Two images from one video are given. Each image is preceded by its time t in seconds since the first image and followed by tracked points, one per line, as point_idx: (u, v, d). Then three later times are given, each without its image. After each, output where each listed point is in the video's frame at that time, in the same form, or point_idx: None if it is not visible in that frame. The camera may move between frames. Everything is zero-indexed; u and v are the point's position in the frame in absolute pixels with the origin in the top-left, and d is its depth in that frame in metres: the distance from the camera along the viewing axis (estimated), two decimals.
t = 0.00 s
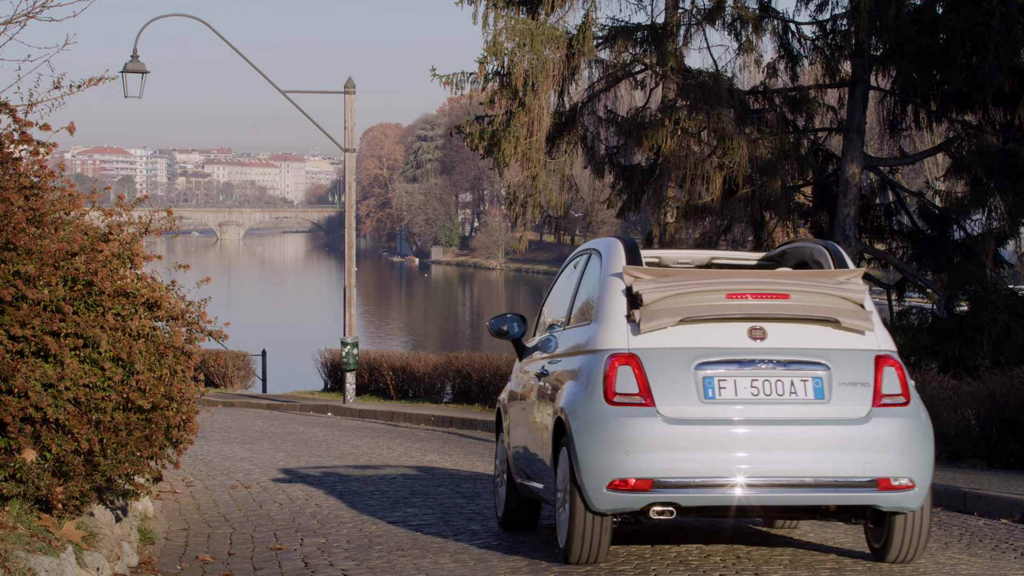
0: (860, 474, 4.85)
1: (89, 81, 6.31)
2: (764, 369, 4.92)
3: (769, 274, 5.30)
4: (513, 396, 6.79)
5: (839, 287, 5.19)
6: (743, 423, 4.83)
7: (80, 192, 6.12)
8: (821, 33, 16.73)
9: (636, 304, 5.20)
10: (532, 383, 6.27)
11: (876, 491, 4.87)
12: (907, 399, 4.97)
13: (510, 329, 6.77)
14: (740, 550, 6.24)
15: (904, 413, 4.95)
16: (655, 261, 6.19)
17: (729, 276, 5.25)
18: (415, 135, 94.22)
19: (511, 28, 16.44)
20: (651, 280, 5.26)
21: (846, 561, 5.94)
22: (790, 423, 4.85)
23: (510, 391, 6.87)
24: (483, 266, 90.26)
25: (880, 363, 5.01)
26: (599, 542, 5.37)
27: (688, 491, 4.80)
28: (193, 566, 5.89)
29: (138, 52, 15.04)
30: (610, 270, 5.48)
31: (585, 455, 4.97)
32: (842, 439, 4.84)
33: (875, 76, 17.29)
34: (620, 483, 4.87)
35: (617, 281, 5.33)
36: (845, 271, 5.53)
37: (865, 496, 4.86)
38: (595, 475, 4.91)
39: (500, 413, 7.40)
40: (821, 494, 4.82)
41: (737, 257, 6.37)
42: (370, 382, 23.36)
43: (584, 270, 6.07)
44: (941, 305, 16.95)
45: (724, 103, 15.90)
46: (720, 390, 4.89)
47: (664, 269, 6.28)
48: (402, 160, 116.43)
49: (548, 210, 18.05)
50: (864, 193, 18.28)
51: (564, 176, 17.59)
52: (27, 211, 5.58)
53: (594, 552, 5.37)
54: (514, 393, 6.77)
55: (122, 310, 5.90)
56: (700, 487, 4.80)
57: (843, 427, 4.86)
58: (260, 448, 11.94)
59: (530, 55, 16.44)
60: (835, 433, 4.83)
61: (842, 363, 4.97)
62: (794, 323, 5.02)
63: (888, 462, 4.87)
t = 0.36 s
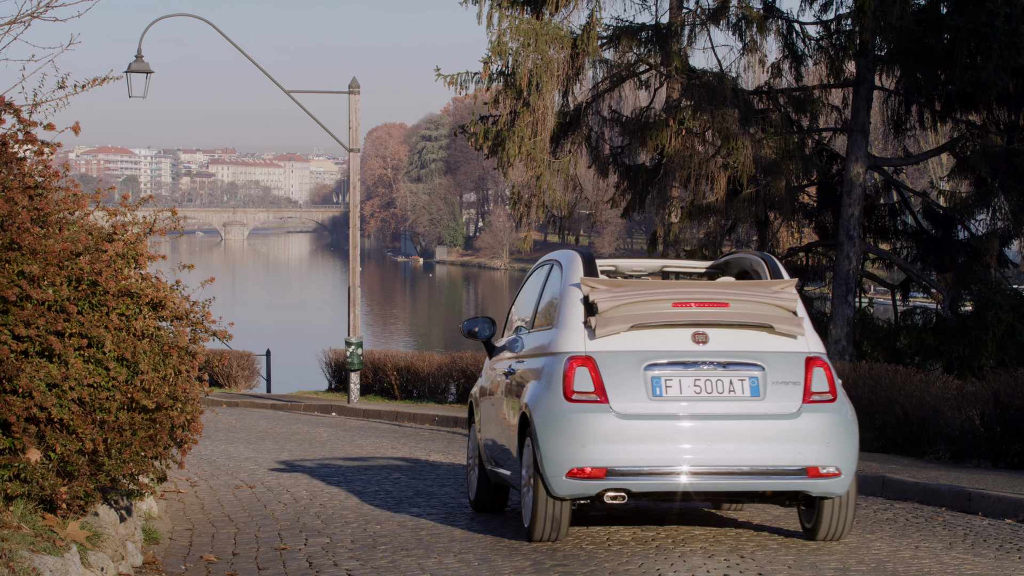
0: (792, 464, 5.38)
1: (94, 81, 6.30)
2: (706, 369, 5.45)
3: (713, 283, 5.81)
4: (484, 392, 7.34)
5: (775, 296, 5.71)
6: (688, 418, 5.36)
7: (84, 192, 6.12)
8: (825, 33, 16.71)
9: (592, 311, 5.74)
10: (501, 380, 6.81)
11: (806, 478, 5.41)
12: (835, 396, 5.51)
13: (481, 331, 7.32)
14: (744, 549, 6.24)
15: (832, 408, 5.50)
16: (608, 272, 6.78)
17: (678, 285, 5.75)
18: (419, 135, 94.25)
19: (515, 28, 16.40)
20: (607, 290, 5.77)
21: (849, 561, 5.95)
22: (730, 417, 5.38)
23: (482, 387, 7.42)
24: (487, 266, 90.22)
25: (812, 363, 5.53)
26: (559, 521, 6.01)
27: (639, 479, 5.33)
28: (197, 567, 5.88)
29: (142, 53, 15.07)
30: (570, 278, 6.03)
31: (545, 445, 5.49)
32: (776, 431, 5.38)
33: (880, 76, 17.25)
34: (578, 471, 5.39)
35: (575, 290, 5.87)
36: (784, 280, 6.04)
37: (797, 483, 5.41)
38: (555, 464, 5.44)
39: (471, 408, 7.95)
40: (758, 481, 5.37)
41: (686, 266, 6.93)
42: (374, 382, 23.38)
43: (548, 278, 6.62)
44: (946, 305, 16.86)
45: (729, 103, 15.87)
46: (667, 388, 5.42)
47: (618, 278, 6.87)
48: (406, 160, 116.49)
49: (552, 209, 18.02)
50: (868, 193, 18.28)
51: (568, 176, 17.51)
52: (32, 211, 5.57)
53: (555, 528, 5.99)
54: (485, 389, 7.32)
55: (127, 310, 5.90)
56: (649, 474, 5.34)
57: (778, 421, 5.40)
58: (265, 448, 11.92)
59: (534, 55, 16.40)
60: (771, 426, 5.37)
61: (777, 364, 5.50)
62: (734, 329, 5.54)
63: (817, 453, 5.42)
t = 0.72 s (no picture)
0: (734, 451, 6.02)
1: (98, 80, 6.14)
2: (657, 367, 6.07)
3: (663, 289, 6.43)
4: (456, 387, 7.96)
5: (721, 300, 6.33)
6: (640, 410, 5.99)
7: (89, 192, 6.11)
8: (831, 33, 16.64)
9: (555, 313, 6.33)
10: (472, 376, 7.42)
11: (746, 464, 6.06)
12: (773, 391, 6.14)
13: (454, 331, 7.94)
14: (749, 550, 6.21)
15: (770, 402, 6.13)
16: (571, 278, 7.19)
17: (632, 291, 6.36)
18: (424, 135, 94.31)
19: (520, 28, 16.41)
20: (568, 294, 6.36)
21: (854, 561, 5.92)
22: (678, 410, 6.02)
23: (455, 382, 8.04)
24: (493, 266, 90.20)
25: (752, 361, 6.16)
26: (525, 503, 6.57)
27: (597, 464, 5.95)
28: (203, 567, 5.88)
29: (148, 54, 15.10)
30: (535, 282, 6.64)
31: (513, 434, 6.10)
32: (719, 422, 6.02)
33: (885, 76, 17.19)
34: (542, 458, 6.00)
35: (540, 293, 6.49)
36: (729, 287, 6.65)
37: (738, 468, 6.05)
38: (521, 451, 6.04)
39: (446, 401, 8.56)
40: (703, 467, 6.00)
41: (643, 274, 7.38)
42: (379, 382, 23.39)
43: (516, 282, 7.24)
44: (951, 305, 16.71)
45: (734, 103, 15.83)
46: (622, 382, 6.03)
47: (581, 283, 7.25)
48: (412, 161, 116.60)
49: (557, 209, 18.00)
50: (873, 193, 18.27)
51: (573, 176, 17.50)
52: (37, 212, 5.58)
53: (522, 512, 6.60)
54: (457, 385, 7.95)
55: (132, 310, 5.90)
56: (606, 460, 5.96)
57: (721, 413, 6.04)
58: (271, 448, 11.90)
59: (539, 55, 16.39)
60: (715, 418, 6.01)
61: (720, 362, 6.12)
62: (682, 330, 6.17)
63: (756, 441, 6.06)
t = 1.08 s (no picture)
0: (681, 439, 6.81)
1: (104, 81, 6.14)
2: (612, 362, 6.85)
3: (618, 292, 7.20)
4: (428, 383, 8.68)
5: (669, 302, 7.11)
6: (595, 402, 6.76)
7: (93, 192, 6.12)
8: (835, 33, 16.63)
9: (519, 312, 7.08)
10: (444, 373, 8.15)
11: (692, 450, 6.84)
12: (717, 384, 6.92)
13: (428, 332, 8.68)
14: (754, 549, 6.20)
15: (714, 395, 6.91)
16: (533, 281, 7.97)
17: (589, 294, 7.13)
18: (428, 135, 94.38)
19: (525, 28, 16.31)
20: (532, 296, 7.09)
21: (859, 562, 5.91)
22: (630, 401, 6.80)
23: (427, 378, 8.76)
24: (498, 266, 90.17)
25: (698, 357, 6.94)
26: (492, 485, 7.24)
27: (557, 449, 6.71)
28: (207, 567, 5.87)
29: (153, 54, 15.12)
30: (502, 285, 7.39)
31: (482, 423, 6.83)
32: (667, 412, 6.81)
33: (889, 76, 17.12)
34: (508, 444, 6.73)
35: (507, 295, 7.23)
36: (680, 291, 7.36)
37: (684, 453, 6.83)
38: (488, 438, 6.78)
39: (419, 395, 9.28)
40: (652, 452, 6.78)
41: (601, 275, 8.15)
42: (384, 382, 23.40)
43: (486, 284, 7.98)
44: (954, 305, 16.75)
45: (739, 103, 15.80)
46: (580, 376, 6.80)
47: (542, 288, 8.07)
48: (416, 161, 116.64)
49: (562, 209, 17.99)
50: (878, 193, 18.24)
51: (578, 176, 17.45)
52: (41, 212, 5.56)
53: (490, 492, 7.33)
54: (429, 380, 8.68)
55: (136, 310, 5.90)
56: (565, 446, 6.72)
57: (670, 404, 6.82)
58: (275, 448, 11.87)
59: (544, 55, 16.34)
60: (664, 409, 6.80)
61: (670, 358, 6.90)
62: (635, 329, 6.96)
63: (701, 429, 6.84)
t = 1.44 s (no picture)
0: (633, 430, 7.41)
1: (106, 81, 6.15)
2: (572, 359, 7.44)
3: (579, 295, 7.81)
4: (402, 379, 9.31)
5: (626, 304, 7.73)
6: (556, 396, 7.34)
7: (95, 192, 6.13)
8: (838, 33, 16.70)
9: (489, 314, 7.64)
10: (417, 369, 8.74)
11: (644, 442, 7.45)
12: (668, 381, 7.54)
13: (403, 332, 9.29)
14: (756, 549, 6.19)
15: (664, 391, 7.53)
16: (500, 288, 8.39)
17: (552, 297, 7.72)
18: (431, 135, 94.46)
19: (527, 28, 16.27)
20: (501, 299, 7.65)
21: (861, 561, 5.91)
22: (588, 395, 7.39)
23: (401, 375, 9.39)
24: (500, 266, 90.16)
25: (651, 356, 7.56)
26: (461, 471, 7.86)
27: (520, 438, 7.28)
28: (209, 567, 5.87)
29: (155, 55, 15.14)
30: (472, 287, 7.96)
31: (452, 413, 7.38)
32: (622, 406, 7.41)
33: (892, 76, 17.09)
34: (475, 433, 7.30)
35: (477, 297, 7.79)
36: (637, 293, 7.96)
37: (637, 444, 7.45)
38: (458, 427, 7.34)
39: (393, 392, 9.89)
40: (608, 441, 7.39)
41: (565, 285, 8.54)
42: (387, 382, 23.39)
43: (457, 288, 8.58)
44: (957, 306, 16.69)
45: (741, 103, 15.78)
46: (543, 372, 7.38)
47: (510, 292, 8.50)
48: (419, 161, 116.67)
49: (564, 210, 18.00)
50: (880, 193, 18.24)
51: (581, 176, 17.41)
52: (44, 211, 5.56)
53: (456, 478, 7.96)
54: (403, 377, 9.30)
55: (139, 310, 5.90)
56: (528, 435, 7.31)
57: (624, 399, 7.43)
58: (277, 447, 11.85)
59: (546, 55, 16.31)
60: (618, 403, 7.40)
61: (625, 357, 7.51)
62: (594, 330, 7.57)
63: (652, 423, 7.45)
